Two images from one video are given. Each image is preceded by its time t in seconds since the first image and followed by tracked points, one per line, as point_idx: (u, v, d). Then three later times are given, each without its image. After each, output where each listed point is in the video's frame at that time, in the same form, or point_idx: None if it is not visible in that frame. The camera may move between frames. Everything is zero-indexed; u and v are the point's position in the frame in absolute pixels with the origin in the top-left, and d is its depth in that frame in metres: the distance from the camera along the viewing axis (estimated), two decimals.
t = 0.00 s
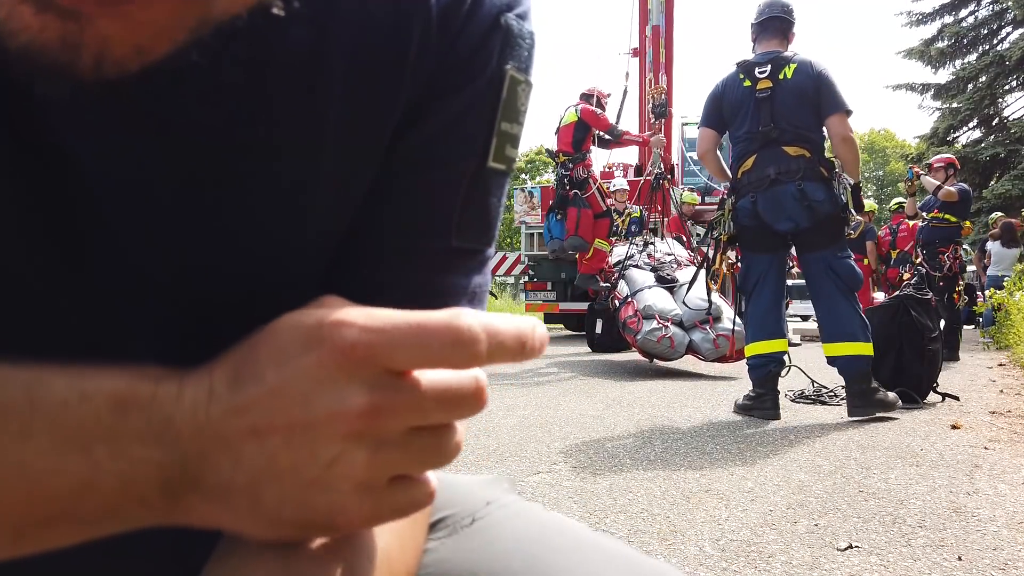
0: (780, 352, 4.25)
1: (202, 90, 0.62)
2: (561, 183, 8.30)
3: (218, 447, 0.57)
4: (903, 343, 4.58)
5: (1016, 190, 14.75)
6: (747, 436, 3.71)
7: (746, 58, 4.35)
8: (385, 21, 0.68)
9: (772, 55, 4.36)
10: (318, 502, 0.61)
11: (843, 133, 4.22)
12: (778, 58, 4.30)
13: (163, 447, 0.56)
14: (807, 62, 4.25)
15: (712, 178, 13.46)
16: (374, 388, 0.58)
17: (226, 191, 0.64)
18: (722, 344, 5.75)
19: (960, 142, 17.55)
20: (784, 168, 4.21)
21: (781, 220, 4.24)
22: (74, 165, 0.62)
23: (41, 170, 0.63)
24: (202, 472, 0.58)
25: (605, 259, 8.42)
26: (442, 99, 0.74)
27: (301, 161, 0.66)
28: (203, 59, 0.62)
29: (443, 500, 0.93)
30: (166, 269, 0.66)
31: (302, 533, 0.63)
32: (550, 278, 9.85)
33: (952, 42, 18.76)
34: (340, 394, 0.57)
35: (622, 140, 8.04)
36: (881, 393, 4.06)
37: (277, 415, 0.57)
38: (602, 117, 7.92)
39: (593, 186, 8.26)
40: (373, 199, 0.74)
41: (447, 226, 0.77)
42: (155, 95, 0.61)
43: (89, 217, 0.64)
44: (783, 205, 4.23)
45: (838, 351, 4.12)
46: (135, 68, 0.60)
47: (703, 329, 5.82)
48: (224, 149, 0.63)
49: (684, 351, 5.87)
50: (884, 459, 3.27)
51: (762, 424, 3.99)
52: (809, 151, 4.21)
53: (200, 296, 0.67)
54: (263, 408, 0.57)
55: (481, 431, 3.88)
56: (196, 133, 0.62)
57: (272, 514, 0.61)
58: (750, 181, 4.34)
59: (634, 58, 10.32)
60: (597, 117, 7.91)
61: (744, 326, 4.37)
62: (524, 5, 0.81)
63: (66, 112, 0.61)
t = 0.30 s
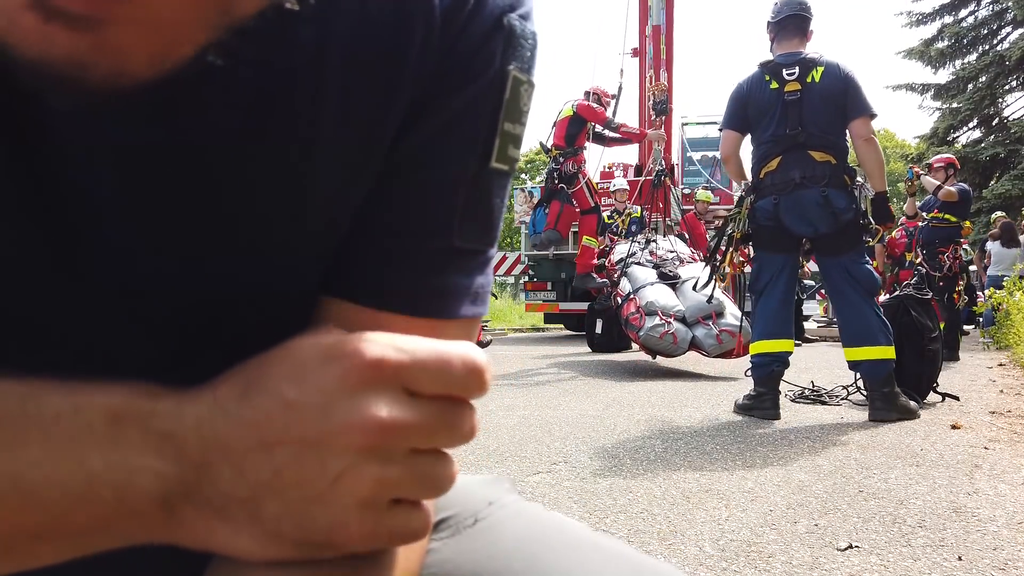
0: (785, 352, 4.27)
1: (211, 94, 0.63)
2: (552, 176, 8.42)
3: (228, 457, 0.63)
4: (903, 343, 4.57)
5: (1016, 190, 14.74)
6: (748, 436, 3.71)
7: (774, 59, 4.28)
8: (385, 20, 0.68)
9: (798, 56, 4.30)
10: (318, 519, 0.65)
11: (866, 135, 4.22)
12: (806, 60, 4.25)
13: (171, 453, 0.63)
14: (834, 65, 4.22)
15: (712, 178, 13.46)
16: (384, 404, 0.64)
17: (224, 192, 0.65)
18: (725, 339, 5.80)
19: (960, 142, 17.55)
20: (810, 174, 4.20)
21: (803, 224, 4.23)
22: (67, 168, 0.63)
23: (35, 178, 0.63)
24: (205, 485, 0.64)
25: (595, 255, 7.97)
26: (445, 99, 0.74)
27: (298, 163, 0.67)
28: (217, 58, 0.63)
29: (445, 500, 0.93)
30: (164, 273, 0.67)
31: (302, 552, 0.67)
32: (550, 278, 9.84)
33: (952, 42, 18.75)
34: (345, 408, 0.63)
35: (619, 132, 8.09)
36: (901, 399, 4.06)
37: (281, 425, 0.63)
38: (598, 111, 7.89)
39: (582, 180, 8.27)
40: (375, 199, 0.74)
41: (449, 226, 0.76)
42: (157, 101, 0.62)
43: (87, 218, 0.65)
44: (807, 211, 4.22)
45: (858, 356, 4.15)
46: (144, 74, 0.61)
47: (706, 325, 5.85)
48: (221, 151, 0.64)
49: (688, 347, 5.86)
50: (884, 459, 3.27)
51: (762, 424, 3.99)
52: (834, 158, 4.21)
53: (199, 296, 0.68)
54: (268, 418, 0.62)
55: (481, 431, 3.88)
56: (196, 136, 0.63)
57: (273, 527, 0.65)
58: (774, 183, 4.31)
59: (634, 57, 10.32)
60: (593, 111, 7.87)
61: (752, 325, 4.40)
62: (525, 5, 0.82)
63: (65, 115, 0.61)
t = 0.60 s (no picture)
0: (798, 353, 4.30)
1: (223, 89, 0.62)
2: (551, 174, 8.39)
3: (198, 415, 0.65)
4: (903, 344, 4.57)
5: (1016, 190, 14.74)
6: (748, 435, 3.71)
7: (809, 57, 4.27)
8: (403, 20, 0.68)
9: (832, 54, 4.28)
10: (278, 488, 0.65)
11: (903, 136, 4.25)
12: (841, 59, 4.24)
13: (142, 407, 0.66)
14: (869, 63, 4.22)
15: (712, 178, 13.48)
16: (359, 378, 0.66)
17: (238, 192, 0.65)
18: (725, 335, 5.77)
19: (959, 142, 17.56)
20: (851, 172, 4.20)
21: (846, 224, 4.20)
22: (74, 162, 0.64)
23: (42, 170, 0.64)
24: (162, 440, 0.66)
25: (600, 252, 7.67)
26: (463, 101, 0.75)
27: (316, 164, 0.67)
28: (248, 52, 0.62)
29: (451, 500, 0.93)
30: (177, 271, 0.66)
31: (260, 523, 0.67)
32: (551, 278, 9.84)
33: (952, 42, 18.75)
34: (317, 376, 0.65)
35: (618, 131, 8.07)
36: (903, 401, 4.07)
37: (252, 385, 0.65)
38: (598, 108, 7.97)
39: (582, 176, 8.25)
40: (391, 196, 0.75)
41: (463, 225, 0.77)
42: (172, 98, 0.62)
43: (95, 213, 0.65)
44: (848, 210, 4.21)
45: (866, 355, 4.16)
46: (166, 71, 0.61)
47: (707, 320, 5.82)
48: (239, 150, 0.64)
49: (688, 343, 5.86)
50: (884, 459, 3.27)
51: (763, 423, 3.99)
52: (873, 154, 4.22)
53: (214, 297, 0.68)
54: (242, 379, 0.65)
55: (481, 431, 3.88)
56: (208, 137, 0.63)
57: (233, 491, 0.66)
58: (813, 184, 4.31)
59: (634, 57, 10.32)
60: (594, 109, 7.98)
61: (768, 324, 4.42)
62: (541, 9, 0.82)
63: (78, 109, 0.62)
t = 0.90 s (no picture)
0: (803, 354, 4.30)
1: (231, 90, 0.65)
2: (560, 172, 8.39)
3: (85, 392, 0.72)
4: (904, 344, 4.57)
5: (1016, 190, 14.73)
6: (748, 435, 3.71)
7: (816, 55, 4.26)
8: (411, 22, 0.69)
9: (840, 54, 4.29)
10: (135, 478, 0.71)
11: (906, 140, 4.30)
12: (848, 59, 4.25)
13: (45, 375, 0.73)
14: (876, 66, 4.24)
15: (712, 178, 13.48)
16: (242, 394, 0.75)
17: (245, 189, 0.68)
18: (722, 332, 5.75)
19: (959, 142, 17.55)
20: (854, 172, 4.18)
21: (846, 224, 4.21)
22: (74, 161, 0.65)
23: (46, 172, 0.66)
24: (37, 400, 0.72)
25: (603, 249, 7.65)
26: (473, 101, 0.74)
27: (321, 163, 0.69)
28: (265, 55, 0.66)
29: (460, 501, 0.93)
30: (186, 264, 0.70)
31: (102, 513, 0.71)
32: (551, 278, 9.84)
33: (952, 42, 18.75)
34: (208, 376, 0.74)
35: (621, 129, 8.09)
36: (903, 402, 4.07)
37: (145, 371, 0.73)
38: (602, 106, 7.90)
39: (590, 174, 8.21)
40: (398, 194, 0.76)
41: (471, 227, 0.77)
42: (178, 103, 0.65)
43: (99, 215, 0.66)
44: (849, 209, 4.21)
45: (865, 354, 4.17)
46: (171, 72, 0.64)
47: (703, 317, 5.80)
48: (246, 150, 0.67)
49: (684, 340, 5.86)
50: (884, 459, 3.27)
51: (763, 423, 4.00)
52: (873, 154, 4.23)
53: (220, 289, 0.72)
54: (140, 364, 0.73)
55: (481, 431, 3.88)
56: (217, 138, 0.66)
57: (89, 476, 0.71)
58: (814, 183, 4.29)
59: (635, 56, 10.30)
60: (598, 106, 7.89)
61: (768, 325, 4.42)
62: (552, 9, 0.81)
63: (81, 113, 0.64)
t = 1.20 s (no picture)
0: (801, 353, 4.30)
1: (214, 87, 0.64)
2: (566, 169, 8.31)
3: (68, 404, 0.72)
4: (903, 344, 4.57)
5: (1016, 190, 14.73)
6: (748, 435, 3.71)
7: (807, 54, 4.25)
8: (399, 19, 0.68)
9: (831, 54, 4.29)
10: (94, 505, 0.69)
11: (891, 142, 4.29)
12: (839, 60, 4.25)
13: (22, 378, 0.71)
14: (866, 68, 4.24)
15: (712, 178, 13.49)
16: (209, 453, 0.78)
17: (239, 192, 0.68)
18: (716, 329, 5.80)
19: (959, 142, 17.54)
20: (840, 173, 4.19)
21: (831, 225, 4.20)
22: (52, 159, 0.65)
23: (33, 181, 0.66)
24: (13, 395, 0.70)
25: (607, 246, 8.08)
26: (464, 97, 0.74)
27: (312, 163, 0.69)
28: (225, 46, 0.63)
29: (457, 501, 0.93)
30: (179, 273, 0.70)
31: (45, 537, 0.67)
32: (550, 278, 9.84)
33: (952, 42, 18.75)
34: (180, 427, 0.77)
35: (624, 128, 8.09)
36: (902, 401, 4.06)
37: (121, 406, 0.74)
38: (605, 103, 7.98)
39: (597, 171, 8.15)
40: (394, 191, 0.76)
41: (466, 228, 0.77)
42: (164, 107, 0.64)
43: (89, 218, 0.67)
44: (835, 211, 4.20)
45: (861, 355, 4.17)
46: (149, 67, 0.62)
47: (698, 314, 5.84)
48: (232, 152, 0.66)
49: (679, 337, 5.89)
50: (885, 459, 3.27)
51: (764, 423, 3.99)
52: (860, 156, 4.24)
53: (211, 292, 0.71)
54: (120, 395, 0.75)
55: (481, 431, 3.88)
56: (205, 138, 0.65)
57: (62, 478, 0.69)
58: (801, 183, 4.29)
59: (634, 56, 10.30)
60: (601, 103, 7.98)
61: (765, 325, 4.40)
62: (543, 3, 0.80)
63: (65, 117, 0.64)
